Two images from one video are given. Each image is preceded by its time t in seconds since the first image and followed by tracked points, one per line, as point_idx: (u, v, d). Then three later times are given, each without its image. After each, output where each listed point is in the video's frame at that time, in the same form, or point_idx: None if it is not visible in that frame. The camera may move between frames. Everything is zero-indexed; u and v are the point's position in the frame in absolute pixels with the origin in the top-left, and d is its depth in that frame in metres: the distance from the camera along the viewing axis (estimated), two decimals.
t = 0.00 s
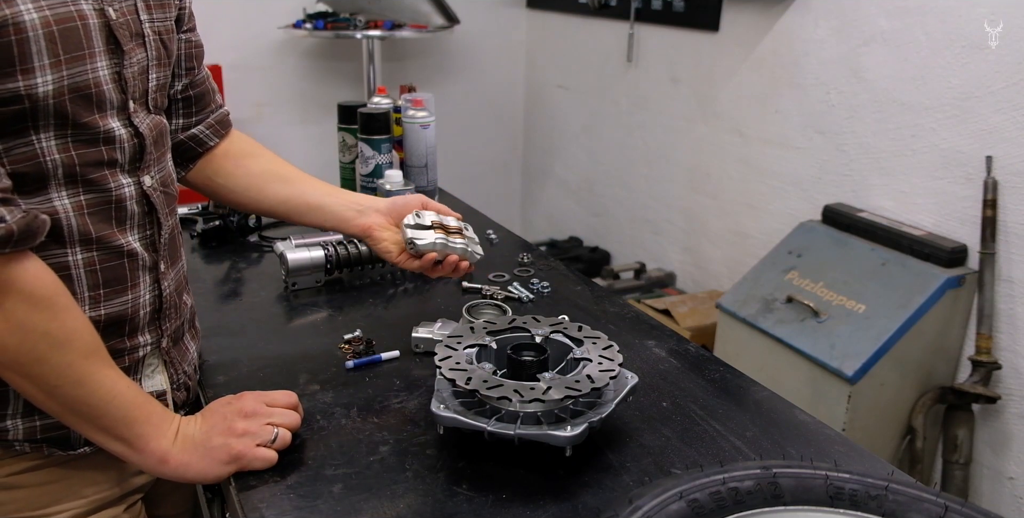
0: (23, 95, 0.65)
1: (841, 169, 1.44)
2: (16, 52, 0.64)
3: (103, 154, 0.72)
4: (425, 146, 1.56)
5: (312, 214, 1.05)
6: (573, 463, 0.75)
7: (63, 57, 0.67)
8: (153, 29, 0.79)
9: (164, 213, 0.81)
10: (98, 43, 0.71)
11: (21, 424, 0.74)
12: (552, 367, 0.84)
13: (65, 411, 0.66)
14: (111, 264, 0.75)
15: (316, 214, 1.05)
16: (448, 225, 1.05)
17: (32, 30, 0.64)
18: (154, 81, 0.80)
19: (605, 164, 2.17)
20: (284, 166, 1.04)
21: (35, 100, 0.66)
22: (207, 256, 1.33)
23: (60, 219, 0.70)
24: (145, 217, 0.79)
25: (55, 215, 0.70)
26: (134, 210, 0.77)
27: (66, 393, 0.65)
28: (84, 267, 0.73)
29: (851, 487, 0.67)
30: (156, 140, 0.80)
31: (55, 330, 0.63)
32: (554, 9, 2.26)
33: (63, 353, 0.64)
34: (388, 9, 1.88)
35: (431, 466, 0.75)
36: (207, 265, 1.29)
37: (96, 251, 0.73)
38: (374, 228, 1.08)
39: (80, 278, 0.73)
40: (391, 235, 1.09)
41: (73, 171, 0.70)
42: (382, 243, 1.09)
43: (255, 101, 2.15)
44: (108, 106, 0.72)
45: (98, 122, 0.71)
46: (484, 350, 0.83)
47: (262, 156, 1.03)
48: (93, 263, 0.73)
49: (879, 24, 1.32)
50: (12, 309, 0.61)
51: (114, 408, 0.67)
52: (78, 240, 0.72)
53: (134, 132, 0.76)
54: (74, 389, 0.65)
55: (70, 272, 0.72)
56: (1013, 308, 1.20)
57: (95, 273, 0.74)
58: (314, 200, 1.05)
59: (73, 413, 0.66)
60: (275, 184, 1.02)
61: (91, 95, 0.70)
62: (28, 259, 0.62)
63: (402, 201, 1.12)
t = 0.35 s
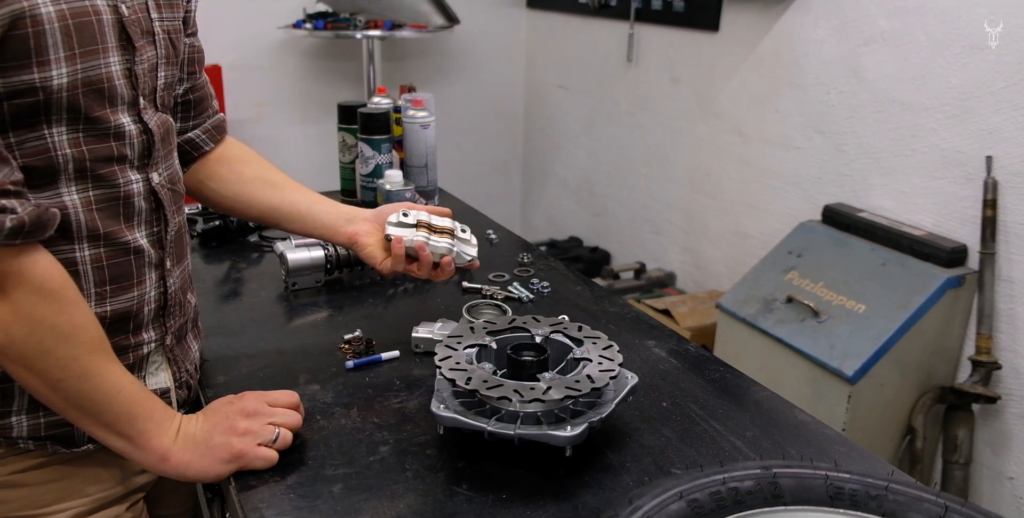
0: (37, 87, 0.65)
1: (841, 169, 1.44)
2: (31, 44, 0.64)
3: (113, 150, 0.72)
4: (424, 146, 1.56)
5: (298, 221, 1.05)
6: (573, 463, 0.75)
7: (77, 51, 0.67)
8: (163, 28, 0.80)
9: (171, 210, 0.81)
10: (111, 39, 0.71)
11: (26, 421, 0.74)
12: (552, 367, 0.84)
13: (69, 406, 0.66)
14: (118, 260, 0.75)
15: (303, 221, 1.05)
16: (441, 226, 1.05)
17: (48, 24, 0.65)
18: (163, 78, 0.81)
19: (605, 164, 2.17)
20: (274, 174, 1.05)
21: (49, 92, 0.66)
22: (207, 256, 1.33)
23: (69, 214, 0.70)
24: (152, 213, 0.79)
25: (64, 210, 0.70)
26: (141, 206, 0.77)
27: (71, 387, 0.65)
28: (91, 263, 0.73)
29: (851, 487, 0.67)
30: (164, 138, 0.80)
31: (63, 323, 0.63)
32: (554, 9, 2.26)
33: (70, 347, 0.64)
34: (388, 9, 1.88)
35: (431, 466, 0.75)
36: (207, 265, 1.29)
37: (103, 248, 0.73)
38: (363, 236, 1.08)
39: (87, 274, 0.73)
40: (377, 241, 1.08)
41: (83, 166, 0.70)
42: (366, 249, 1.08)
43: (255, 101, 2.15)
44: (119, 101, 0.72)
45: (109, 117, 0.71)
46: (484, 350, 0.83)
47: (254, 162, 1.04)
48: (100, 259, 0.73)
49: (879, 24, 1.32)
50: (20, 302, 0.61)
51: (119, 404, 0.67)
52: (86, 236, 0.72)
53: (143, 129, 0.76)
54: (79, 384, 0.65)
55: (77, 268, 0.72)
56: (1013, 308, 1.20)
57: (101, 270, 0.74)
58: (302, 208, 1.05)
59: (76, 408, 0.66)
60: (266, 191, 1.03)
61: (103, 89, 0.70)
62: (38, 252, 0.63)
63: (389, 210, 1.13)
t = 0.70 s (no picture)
0: (52, 82, 0.65)
1: (841, 169, 1.44)
2: (48, 40, 0.64)
3: (124, 147, 0.72)
4: (424, 146, 1.56)
5: (307, 222, 1.05)
6: (573, 463, 0.75)
7: (93, 48, 0.67)
8: (176, 28, 0.80)
9: (179, 210, 0.81)
10: (126, 37, 0.71)
11: (27, 418, 0.73)
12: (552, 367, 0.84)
13: (72, 401, 0.66)
14: (124, 258, 0.75)
15: (311, 221, 1.05)
16: (441, 215, 1.05)
17: (65, 20, 0.65)
18: (175, 78, 0.81)
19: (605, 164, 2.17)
20: (282, 175, 1.05)
21: (63, 88, 0.66)
22: (206, 256, 1.33)
23: (78, 211, 0.70)
24: (160, 212, 0.79)
25: (73, 206, 0.70)
26: (150, 205, 0.77)
27: (75, 381, 0.65)
28: (98, 261, 0.73)
29: (851, 487, 0.67)
30: (174, 137, 0.80)
31: (70, 317, 0.63)
32: (554, 9, 2.26)
33: (77, 341, 0.64)
34: (388, 9, 1.88)
35: (431, 466, 0.75)
36: (207, 265, 1.29)
37: (110, 245, 0.73)
38: (372, 235, 1.07)
39: (93, 271, 0.73)
40: (386, 238, 1.08)
41: (94, 163, 0.70)
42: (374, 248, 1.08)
43: (255, 101, 2.15)
44: (132, 99, 0.72)
45: (122, 115, 0.71)
46: (484, 350, 0.83)
47: (262, 163, 1.04)
48: (106, 257, 0.73)
49: (879, 24, 1.32)
50: (28, 294, 0.61)
51: (123, 399, 0.67)
52: (94, 233, 0.72)
53: (154, 128, 0.76)
54: (83, 380, 0.65)
55: (84, 265, 0.72)
56: (1013, 308, 1.20)
57: (108, 268, 0.74)
58: (310, 208, 1.05)
59: (79, 403, 0.66)
60: (273, 192, 1.03)
61: (116, 87, 0.70)
62: (49, 245, 0.63)
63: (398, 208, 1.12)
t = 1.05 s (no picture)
0: (59, 82, 0.65)
1: (841, 169, 1.44)
2: (56, 39, 0.64)
3: (130, 148, 0.72)
4: (424, 146, 1.56)
5: (311, 225, 1.05)
6: (573, 463, 0.75)
7: (100, 48, 0.67)
8: (183, 30, 0.80)
9: (182, 211, 0.81)
10: (133, 38, 0.71)
11: (30, 418, 0.73)
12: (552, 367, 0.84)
13: (73, 399, 0.66)
14: (127, 259, 0.75)
15: (315, 225, 1.05)
16: (445, 219, 1.05)
17: (74, 19, 0.65)
18: (180, 80, 0.81)
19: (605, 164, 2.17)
20: (287, 178, 1.05)
21: (70, 87, 0.66)
22: (206, 256, 1.33)
23: (82, 211, 0.70)
24: (164, 213, 0.79)
25: (78, 206, 0.70)
26: (154, 205, 0.77)
27: (76, 380, 0.65)
28: (101, 261, 0.73)
29: (851, 487, 0.67)
30: (179, 138, 0.80)
31: (74, 317, 0.63)
32: (555, 9, 2.26)
33: (79, 340, 0.64)
34: (388, 9, 1.88)
35: (431, 466, 0.75)
36: (207, 265, 1.29)
37: (113, 245, 0.73)
38: (377, 238, 1.07)
39: (97, 272, 0.73)
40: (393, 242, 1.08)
41: (99, 163, 0.70)
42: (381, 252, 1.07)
43: (255, 101, 2.15)
44: (138, 100, 0.72)
45: (127, 115, 0.71)
46: (484, 350, 0.83)
47: (268, 167, 1.04)
48: (110, 257, 0.73)
49: (879, 24, 1.32)
50: (30, 292, 0.61)
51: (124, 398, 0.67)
52: (97, 233, 0.72)
53: (159, 129, 0.76)
54: (84, 380, 0.65)
55: (87, 265, 0.72)
56: (1013, 308, 1.20)
57: (111, 268, 0.74)
58: (314, 211, 1.05)
59: (80, 402, 0.66)
60: (278, 195, 1.03)
61: (123, 87, 0.70)
62: (53, 244, 0.63)
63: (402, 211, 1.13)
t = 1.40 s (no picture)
0: (58, 82, 0.65)
1: (841, 170, 1.44)
2: (55, 40, 0.64)
3: (129, 148, 0.72)
4: (424, 146, 1.56)
5: (312, 224, 1.05)
6: (573, 463, 0.75)
7: (99, 49, 0.67)
8: (182, 30, 0.80)
9: (181, 211, 0.81)
10: (132, 38, 0.71)
11: (29, 418, 0.73)
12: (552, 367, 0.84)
13: (73, 399, 0.66)
14: (126, 259, 0.75)
15: (316, 224, 1.05)
16: (451, 228, 1.07)
17: (72, 20, 0.65)
18: (179, 80, 0.81)
19: (605, 164, 2.17)
20: (288, 178, 1.05)
21: (69, 88, 0.66)
22: (206, 256, 1.33)
23: (81, 211, 0.70)
24: (163, 213, 0.79)
25: (77, 207, 0.70)
26: (153, 206, 0.77)
27: (76, 380, 0.65)
28: (100, 261, 0.73)
29: (851, 487, 0.67)
30: (177, 139, 0.80)
31: (72, 317, 0.63)
32: (554, 9, 2.26)
33: (79, 341, 0.64)
34: (388, 9, 1.88)
35: (431, 466, 0.75)
36: (207, 265, 1.29)
37: (113, 246, 0.73)
38: (378, 240, 1.08)
39: (96, 272, 0.73)
40: (395, 243, 1.09)
41: (98, 164, 0.70)
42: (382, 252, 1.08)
43: (254, 101, 2.15)
44: (137, 100, 0.72)
45: (126, 116, 0.71)
46: (484, 350, 0.83)
47: (269, 166, 1.04)
48: (109, 257, 0.73)
49: (879, 24, 1.32)
50: (28, 292, 0.61)
51: (123, 397, 0.67)
52: (96, 233, 0.72)
53: (158, 129, 0.76)
54: (85, 380, 0.65)
55: (87, 265, 0.72)
56: (1013, 308, 1.20)
57: (110, 268, 0.74)
58: (314, 211, 1.05)
59: (79, 402, 0.66)
60: (280, 195, 1.03)
61: (122, 88, 0.70)
62: (52, 244, 0.63)
63: (402, 209, 1.13)
